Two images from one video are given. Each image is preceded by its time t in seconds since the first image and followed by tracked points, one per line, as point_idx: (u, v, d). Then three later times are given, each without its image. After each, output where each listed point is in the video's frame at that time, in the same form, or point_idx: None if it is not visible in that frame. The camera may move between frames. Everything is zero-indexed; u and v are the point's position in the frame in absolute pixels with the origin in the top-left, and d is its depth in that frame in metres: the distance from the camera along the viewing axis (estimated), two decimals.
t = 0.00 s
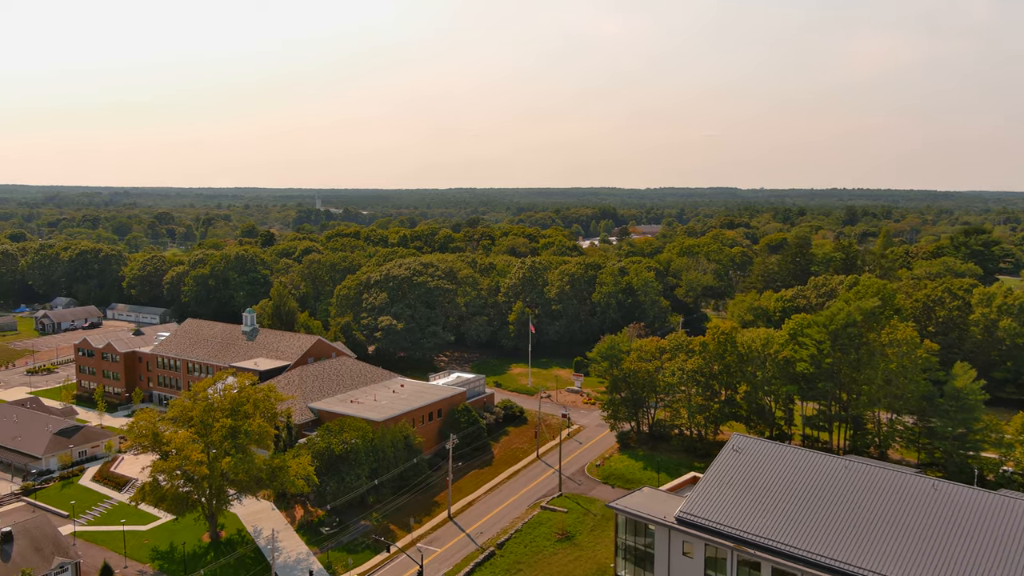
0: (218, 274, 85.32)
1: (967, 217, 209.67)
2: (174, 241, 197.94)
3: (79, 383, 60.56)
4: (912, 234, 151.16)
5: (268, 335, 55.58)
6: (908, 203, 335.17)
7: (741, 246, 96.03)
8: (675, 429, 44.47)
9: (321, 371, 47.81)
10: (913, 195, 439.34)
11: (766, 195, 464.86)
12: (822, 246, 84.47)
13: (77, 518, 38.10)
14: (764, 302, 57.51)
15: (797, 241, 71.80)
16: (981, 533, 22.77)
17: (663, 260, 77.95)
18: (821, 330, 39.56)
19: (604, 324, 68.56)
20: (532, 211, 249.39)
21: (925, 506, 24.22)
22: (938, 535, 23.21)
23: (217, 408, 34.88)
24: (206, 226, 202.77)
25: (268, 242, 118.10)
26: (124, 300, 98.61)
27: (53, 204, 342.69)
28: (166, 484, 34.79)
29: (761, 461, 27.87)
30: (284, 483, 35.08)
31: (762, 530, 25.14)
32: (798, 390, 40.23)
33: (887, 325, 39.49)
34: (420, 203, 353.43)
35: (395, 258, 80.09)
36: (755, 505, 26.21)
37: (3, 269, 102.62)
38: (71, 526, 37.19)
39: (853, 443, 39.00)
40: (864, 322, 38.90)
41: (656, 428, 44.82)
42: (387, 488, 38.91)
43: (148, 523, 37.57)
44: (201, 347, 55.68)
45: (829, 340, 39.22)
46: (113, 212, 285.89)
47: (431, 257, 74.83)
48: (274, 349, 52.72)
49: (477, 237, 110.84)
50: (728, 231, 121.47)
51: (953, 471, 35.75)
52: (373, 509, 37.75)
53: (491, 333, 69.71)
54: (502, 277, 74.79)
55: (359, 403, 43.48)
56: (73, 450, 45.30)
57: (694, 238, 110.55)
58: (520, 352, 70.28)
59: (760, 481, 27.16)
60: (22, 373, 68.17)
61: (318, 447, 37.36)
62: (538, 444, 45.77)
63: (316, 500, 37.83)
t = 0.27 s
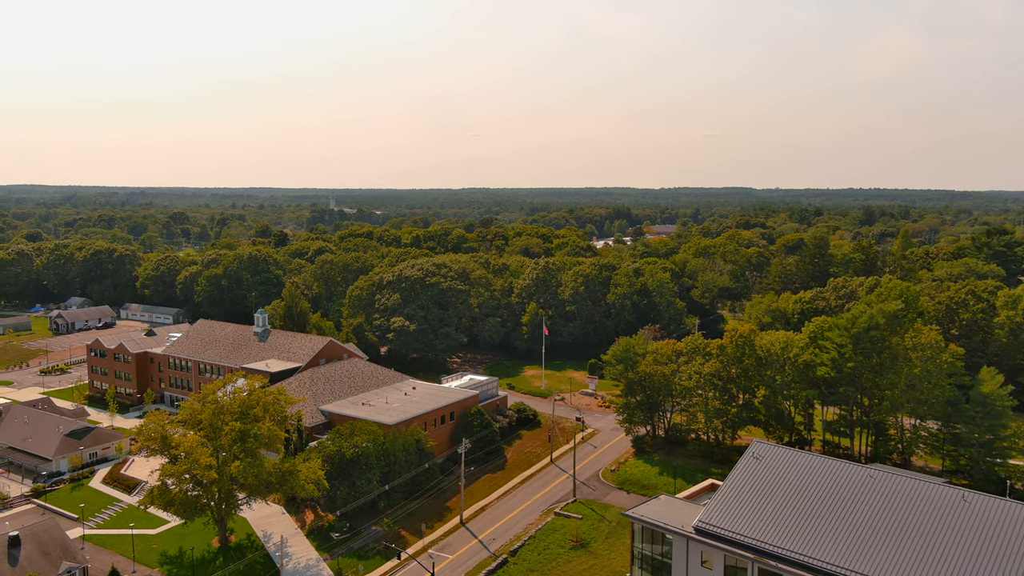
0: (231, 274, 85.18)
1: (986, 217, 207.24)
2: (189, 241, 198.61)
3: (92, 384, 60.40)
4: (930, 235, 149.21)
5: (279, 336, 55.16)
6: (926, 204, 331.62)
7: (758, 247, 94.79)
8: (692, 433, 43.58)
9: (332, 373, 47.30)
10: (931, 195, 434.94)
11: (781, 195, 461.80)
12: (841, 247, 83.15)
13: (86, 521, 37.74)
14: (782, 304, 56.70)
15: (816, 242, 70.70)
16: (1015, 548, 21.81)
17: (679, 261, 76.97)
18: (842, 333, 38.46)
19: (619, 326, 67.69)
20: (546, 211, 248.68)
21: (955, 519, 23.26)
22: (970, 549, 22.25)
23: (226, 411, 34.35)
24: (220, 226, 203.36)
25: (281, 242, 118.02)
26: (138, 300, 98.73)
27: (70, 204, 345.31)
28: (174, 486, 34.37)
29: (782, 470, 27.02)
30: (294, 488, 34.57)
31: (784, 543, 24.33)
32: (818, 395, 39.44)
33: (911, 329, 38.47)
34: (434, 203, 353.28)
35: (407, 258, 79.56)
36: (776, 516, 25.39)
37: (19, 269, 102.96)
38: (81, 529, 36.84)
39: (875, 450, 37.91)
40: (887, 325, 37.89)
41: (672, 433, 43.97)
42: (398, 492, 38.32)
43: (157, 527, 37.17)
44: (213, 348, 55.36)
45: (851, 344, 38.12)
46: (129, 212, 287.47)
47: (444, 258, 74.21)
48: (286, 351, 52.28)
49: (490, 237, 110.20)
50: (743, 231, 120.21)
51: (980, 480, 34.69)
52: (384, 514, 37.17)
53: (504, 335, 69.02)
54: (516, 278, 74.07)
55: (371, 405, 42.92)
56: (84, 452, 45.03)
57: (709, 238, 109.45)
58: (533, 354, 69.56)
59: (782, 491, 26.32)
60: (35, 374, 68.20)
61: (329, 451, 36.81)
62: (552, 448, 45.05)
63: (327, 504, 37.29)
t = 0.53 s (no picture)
0: (243, 274, 84.96)
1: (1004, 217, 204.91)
2: (202, 240, 199.17)
3: (103, 385, 60.18)
4: (948, 236, 147.40)
5: (290, 337, 54.71)
6: (943, 204, 328.24)
7: (773, 247, 93.64)
8: (708, 437, 42.78)
9: (343, 375, 46.77)
10: (948, 195, 430.75)
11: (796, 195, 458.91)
12: (858, 248, 81.93)
13: (94, 525, 37.35)
14: (800, 305, 55.79)
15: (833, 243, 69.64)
16: None
17: (694, 262, 76.04)
18: (863, 336, 37.65)
19: (634, 328, 66.85)
20: (559, 211, 248.14)
21: (986, 531, 22.30)
22: (1004, 563, 21.31)
23: (235, 414, 33.72)
24: (234, 226, 203.72)
25: (293, 242, 117.84)
26: (150, 300, 98.74)
27: (86, 204, 347.63)
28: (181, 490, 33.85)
29: (804, 478, 26.17)
30: (303, 493, 33.99)
31: (806, 555, 23.50)
32: (838, 400, 38.68)
33: (935, 332, 37.46)
34: (446, 203, 352.95)
35: (419, 259, 79.06)
36: (798, 527, 24.56)
37: (33, 268, 103.17)
38: (88, 532, 36.45)
39: (898, 456, 36.92)
40: (910, 329, 36.95)
41: (688, 437, 43.18)
42: (409, 497, 37.65)
43: (166, 531, 36.73)
44: (223, 349, 54.97)
45: (873, 348, 37.21)
46: (144, 211, 288.92)
47: (457, 258, 73.62)
48: (296, 352, 51.81)
49: (503, 238, 109.53)
50: (758, 231, 119.01)
51: (1005, 487, 33.83)
52: (394, 519, 36.51)
53: (517, 336, 68.31)
54: (528, 279, 73.34)
55: (381, 408, 42.33)
56: (93, 453, 44.72)
57: (723, 238, 108.39)
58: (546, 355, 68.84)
59: (804, 500, 25.45)
60: (47, 374, 68.14)
61: (339, 454, 36.18)
62: (565, 452, 44.32)
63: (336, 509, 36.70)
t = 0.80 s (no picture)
0: (255, 274, 84.71)
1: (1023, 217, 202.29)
2: (216, 240, 199.67)
3: (114, 386, 59.96)
4: (966, 236, 145.53)
5: (301, 339, 54.24)
6: (960, 204, 324.76)
7: (790, 248, 92.43)
8: (725, 443, 41.93)
9: (354, 377, 46.25)
10: (965, 195, 426.23)
11: (811, 195, 455.70)
12: (877, 249, 80.61)
13: (103, 528, 36.97)
14: (818, 307, 55.01)
15: (851, 244, 68.64)
16: None
17: (709, 263, 75.03)
18: (885, 340, 36.46)
19: (648, 329, 65.96)
20: (571, 210, 247.11)
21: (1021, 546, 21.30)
22: None
23: (244, 417, 33.21)
24: (247, 226, 204.14)
25: (306, 242, 117.64)
26: (163, 300, 98.73)
27: (102, 203, 349.85)
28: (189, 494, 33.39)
29: (827, 488, 25.27)
30: (312, 497, 33.43)
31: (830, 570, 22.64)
32: (859, 405, 37.25)
33: (959, 337, 36.44)
34: (459, 203, 352.51)
35: (431, 259, 78.54)
36: (822, 540, 23.69)
37: (47, 268, 103.41)
38: (96, 536, 36.06)
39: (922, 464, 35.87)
40: (934, 333, 35.92)
41: (704, 442, 42.33)
42: (420, 502, 37.01)
43: (174, 535, 36.27)
44: (234, 350, 54.60)
45: (895, 352, 36.04)
46: (158, 212, 290.32)
47: (469, 259, 72.99)
48: (307, 354, 51.32)
49: (515, 238, 108.82)
50: (774, 232, 117.65)
51: None
52: (405, 525, 35.90)
53: (530, 337, 67.59)
54: (541, 280, 72.58)
55: (392, 411, 41.76)
56: (102, 456, 44.43)
57: (738, 239, 107.28)
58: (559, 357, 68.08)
59: (827, 511, 24.57)
60: (59, 374, 68.07)
61: (349, 459, 35.62)
62: (579, 456, 43.58)
63: (346, 514, 36.11)
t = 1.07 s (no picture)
0: (267, 274, 84.43)
1: None
2: (229, 240, 200.12)
3: (125, 387, 59.73)
4: (986, 237, 143.53)
5: (312, 340, 53.75)
6: (978, 204, 321.20)
7: (807, 248, 91.20)
8: (743, 447, 41.09)
9: (365, 380, 45.69)
10: (983, 195, 421.66)
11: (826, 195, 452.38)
12: (896, 249, 79.32)
13: (111, 532, 36.59)
14: (837, 310, 54.31)
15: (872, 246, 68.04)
16: None
17: (725, 264, 74.03)
18: (909, 344, 35.47)
19: (663, 331, 65.05)
20: (584, 210, 246.23)
21: None
22: None
23: (253, 421, 32.71)
24: (260, 226, 204.50)
25: (318, 242, 117.39)
26: (176, 300, 98.70)
27: (117, 203, 351.95)
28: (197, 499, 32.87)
29: (852, 498, 24.40)
30: (322, 503, 32.84)
31: None
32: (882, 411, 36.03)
33: (985, 340, 35.55)
34: (472, 203, 352.01)
35: (444, 260, 77.98)
36: (846, 553, 22.83)
37: (61, 268, 103.63)
38: (105, 540, 35.67)
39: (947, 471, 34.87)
40: (960, 337, 34.95)
41: (722, 447, 41.48)
42: (431, 508, 36.37)
43: (182, 539, 35.81)
44: (245, 352, 54.20)
45: (920, 357, 35.00)
46: (173, 212, 291.56)
47: (482, 260, 72.36)
48: (318, 355, 50.81)
49: (529, 238, 108.10)
50: (790, 232, 116.36)
51: None
52: (416, 530, 35.25)
53: (543, 339, 66.85)
54: (555, 281, 71.80)
55: (404, 414, 41.15)
56: (112, 458, 44.09)
57: (754, 239, 106.11)
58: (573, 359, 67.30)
59: (852, 523, 23.69)
60: (72, 374, 68.00)
61: (359, 463, 35.03)
62: (593, 461, 42.82)
63: (357, 520, 35.50)
